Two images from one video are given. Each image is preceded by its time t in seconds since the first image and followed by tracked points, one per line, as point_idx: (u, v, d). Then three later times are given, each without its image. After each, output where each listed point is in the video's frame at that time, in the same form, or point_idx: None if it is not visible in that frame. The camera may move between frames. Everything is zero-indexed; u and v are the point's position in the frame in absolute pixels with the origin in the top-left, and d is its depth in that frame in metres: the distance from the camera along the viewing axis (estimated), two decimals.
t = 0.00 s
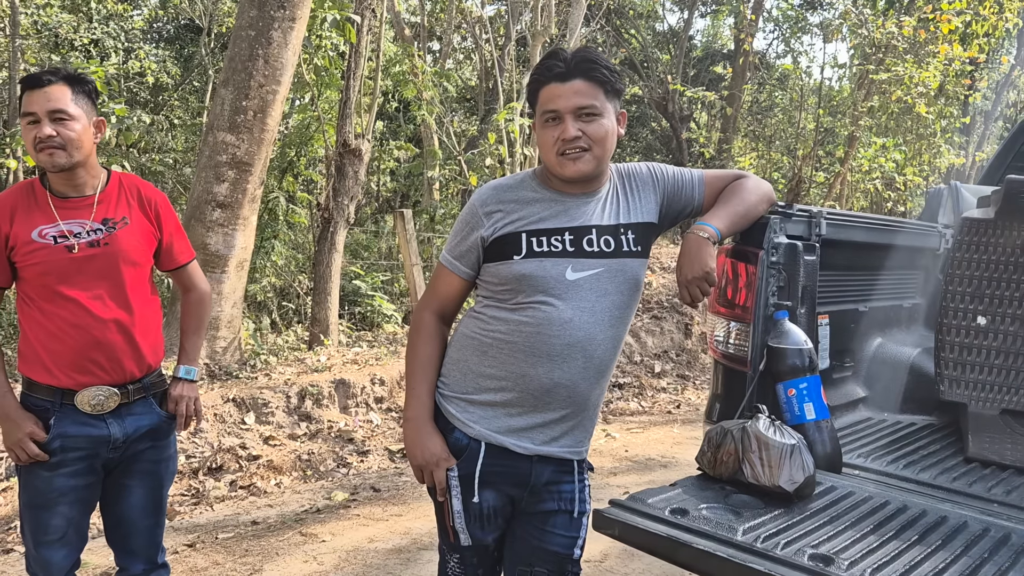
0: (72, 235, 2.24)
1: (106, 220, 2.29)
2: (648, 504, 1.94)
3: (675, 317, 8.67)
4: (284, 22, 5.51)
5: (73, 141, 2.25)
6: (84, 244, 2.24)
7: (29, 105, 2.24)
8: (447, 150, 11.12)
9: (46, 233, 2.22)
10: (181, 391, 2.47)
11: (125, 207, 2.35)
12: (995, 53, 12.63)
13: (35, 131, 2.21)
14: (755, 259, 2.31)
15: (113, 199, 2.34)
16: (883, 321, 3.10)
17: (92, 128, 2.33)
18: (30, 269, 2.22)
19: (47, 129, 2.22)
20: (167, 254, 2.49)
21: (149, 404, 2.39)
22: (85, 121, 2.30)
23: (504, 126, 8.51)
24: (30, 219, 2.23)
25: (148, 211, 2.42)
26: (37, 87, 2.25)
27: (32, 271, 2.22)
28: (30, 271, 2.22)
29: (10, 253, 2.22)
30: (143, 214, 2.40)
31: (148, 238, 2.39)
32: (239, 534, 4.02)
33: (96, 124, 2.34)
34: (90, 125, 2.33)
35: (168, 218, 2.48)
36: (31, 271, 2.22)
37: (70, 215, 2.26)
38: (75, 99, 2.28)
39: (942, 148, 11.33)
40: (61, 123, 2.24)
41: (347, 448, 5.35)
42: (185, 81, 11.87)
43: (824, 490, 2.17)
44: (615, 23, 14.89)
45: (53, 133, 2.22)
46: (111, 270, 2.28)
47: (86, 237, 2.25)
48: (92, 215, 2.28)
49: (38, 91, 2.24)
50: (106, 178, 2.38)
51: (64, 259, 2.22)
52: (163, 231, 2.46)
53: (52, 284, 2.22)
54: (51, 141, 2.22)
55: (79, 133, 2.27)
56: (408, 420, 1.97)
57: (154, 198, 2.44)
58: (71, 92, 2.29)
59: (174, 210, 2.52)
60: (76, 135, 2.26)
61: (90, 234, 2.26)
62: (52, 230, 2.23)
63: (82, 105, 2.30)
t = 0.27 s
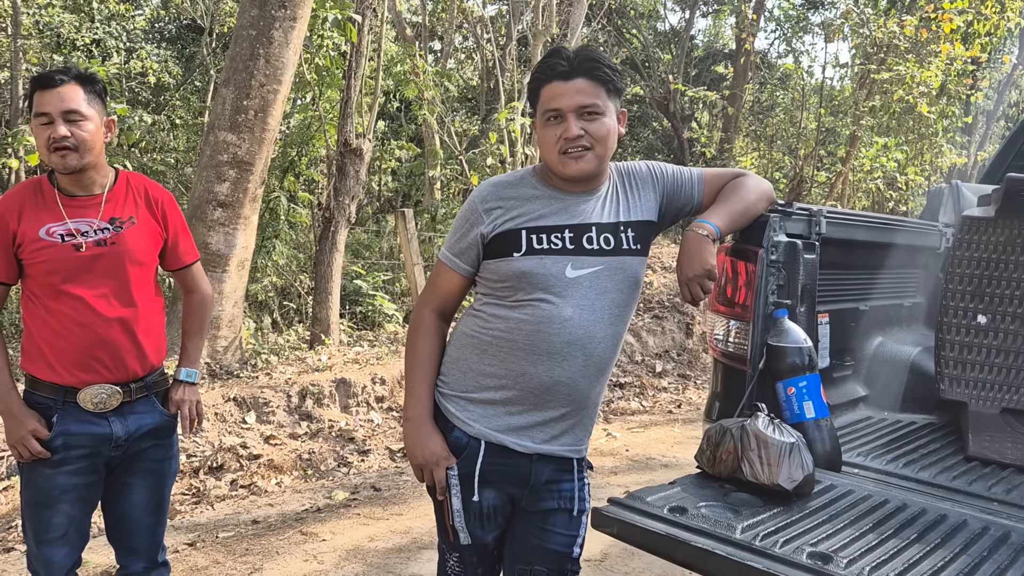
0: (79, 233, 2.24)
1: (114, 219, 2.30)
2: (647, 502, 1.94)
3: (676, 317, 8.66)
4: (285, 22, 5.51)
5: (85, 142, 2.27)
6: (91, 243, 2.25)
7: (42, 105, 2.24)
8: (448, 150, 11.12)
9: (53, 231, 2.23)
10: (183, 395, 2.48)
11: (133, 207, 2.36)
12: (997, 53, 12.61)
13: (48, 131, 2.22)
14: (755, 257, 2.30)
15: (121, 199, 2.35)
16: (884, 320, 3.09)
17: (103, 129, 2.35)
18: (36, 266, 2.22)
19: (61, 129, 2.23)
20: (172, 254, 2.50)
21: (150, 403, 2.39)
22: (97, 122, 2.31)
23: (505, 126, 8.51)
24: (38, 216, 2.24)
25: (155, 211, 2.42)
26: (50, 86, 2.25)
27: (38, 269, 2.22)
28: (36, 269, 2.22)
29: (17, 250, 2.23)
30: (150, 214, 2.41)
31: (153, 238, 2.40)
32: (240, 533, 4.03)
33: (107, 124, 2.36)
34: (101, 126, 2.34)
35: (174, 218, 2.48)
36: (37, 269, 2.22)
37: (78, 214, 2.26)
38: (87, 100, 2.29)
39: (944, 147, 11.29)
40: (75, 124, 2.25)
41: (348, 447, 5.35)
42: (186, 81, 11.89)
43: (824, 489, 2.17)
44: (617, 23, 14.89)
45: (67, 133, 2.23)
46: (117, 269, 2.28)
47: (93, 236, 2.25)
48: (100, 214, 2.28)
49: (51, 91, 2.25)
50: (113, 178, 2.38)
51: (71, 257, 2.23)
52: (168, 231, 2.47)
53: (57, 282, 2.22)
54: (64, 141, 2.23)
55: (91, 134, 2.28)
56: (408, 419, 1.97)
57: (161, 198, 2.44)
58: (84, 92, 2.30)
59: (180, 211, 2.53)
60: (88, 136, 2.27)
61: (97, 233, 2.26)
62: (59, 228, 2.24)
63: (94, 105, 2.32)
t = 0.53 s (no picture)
0: (80, 232, 2.24)
1: (115, 218, 2.29)
2: (644, 502, 1.93)
3: (678, 316, 8.65)
4: (285, 21, 5.51)
5: (87, 140, 2.27)
6: (91, 241, 2.24)
7: (44, 104, 2.24)
8: (450, 149, 11.12)
9: (53, 229, 2.22)
10: (180, 401, 2.47)
11: (134, 206, 2.35)
12: (1000, 52, 12.58)
13: (51, 128, 2.22)
14: (753, 255, 2.29)
15: (122, 197, 2.34)
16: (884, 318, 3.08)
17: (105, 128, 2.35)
18: (35, 265, 2.22)
19: (64, 127, 2.23)
20: (172, 253, 2.49)
21: (149, 403, 2.38)
22: (99, 120, 2.32)
23: (506, 125, 8.50)
24: (39, 214, 2.23)
25: (156, 210, 2.42)
26: (53, 85, 2.27)
27: (37, 268, 2.21)
28: (35, 267, 2.22)
29: (17, 248, 2.23)
30: (151, 213, 2.41)
31: (154, 237, 2.39)
32: (239, 532, 4.02)
33: (109, 123, 2.36)
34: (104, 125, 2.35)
35: (175, 218, 2.48)
36: (37, 267, 2.22)
37: (78, 212, 2.26)
38: (90, 98, 2.30)
39: (947, 146, 11.30)
40: (77, 123, 2.26)
41: (348, 447, 5.34)
42: (188, 80, 11.90)
43: (823, 488, 2.16)
44: (619, 22, 14.87)
45: (70, 132, 2.24)
46: (116, 268, 2.28)
47: (93, 235, 2.25)
48: (100, 213, 2.28)
49: (55, 90, 2.26)
50: (115, 176, 2.38)
51: (70, 256, 2.22)
52: (169, 231, 2.46)
53: (57, 280, 2.22)
54: (66, 139, 2.23)
55: (93, 133, 2.28)
56: (405, 417, 1.96)
57: (163, 197, 2.44)
58: (87, 91, 2.31)
59: (181, 210, 2.52)
60: (91, 134, 2.28)
61: (97, 232, 2.25)
62: (60, 227, 2.23)
63: (97, 104, 2.33)
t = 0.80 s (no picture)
0: (74, 229, 2.24)
1: (109, 215, 2.29)
2: (638, 499, 1.93)
3: (679, 316, 8.64)
4: (285, 20, 5.50)
5: (86, 138, 2.27)
6: (86, 238, 2.24)
7: (43, 102, 2.25)
8: (451, 149, 11.11)
9: (47, 226, 2.22)
10: (176, 402, 2.46)
11: (128, 203, 2.35)
12: (1002, 50, 12.55)
13: (50, 126, 2.22)
14: (749, 252, 2.29)
15: (117, 195, 2.34)
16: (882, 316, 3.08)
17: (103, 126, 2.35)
18: (30, 262, 2.22)
19: (64, 125, 2.23)
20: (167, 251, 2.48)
21: (144, 401, 2.38)
22: (98, 118, 2.32)
23: (506, 125, 8.49)
24: (33, 211, 2.23)
25: (151, 208, 2.42)
26: (52, 83, 2.27)
27: (32, 265, 2.22)
28: (30, 265, 2.22)
29: (12, 245, 2.23)
30: (146, 210, 2.41)
31: (149, 234, 2.39)
32: (237, 531, 4.02)
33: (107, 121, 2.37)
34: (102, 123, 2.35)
35: (170, 216, 2.48)
36: (32, 264, 2.22)
37: (73, 209, 2.26)
38: (89, 96, 2.31)
39: (948, 145, 11.26)
40: (76, 120, 2.26)
41: (347, 446, 5.34)
42: (190, 80, 11.92)
43: (818, 486, 2.16)
44: (620, 21, 14.86)
45: (69, 129, 2.24)
46: (111, 265, 2.28)
47: (88, 232, 2.25)
48: (95, 210, 2.28)
49: (54, 87, 2.26)
50: (111, 174, 2.38)
51: (65, 253, 2.22)
52: (164, 228, 2.46)
53: (51, 278, 2.22)
54: (65, 137, 2.23)
55: (91, 130, 2.29)
56: (399, 415, 1.96)
57: (158, 195, 2.44)
58: (85, 89, 2.31)
59: (177, 208, 2.52)
60: (90, 132, 2.28)
61: (92, 229, 2.25)
62: (54, 224, 2.23)
63: (95, 102, 2.33)
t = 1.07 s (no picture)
0: (74, 228, 2.25)
1: (108, 214, 2.30)
2: (637, 498, 1.94)
3: (680, 315, 8.64)
4: (286, 19, 5.51)
5: (87, 137, 2.28)
6: (86, 238, 2.25)
7: (43, 101, 2.25)
8: (452, 148, 11.12)
9: (47, 226, 2.23)
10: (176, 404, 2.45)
11: (128, 202, 2.35)
12: (1004, 49, 12.53)
13: (51, 126, 2.23)
14: (748, 252, 2.29)
15: (116, 194, 2.35)
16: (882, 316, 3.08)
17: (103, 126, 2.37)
18: (30, 262, 2.23)
19: (65, 125, 2.24)
20: (166, 251, 2.49)
21: (144, 401, 2.39)
22: (98, 118, 2.33)
23: (508, 124, 8.49)
24: (33, 211, 2.24)
25: (151, 207, 2.42)
26: (53, 82, 2.27)
27: (32, 265, 2.23)
28: (30, 264, 2.23)
29: (12, 244, 2.23)
30: (146, 209, 2.41)
31: (149, 234, 2.39)
32: (238, 530, 4.03)
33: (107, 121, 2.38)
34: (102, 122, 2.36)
35: (170, 215, 2.48)
36: (31, 264, 2.23)
37: (72, 209, 2.27)
38: (89, 96, 2.32)
39: (950, 145, 11.22)
40: (77, 120, 2.27)
41: (349, 445, 5.34)
42: (192, 79, 11.94)
43: (817, 485, 2.16)
44: (622, 20, 14.84)
45: (70, 129, 2.25)
46: (111, 265, 2.28)
47: (87, 231, 2.26)
48: (94, 209, 2.28)
49: (54, 87, 2.27)
50: (110, 173, 2.39)
51: (65, 253, 2.23)
52: (164, 228, 2.46)
53: (51, 277, 2.23)
54: (66, 137, 2.24)
55: (92, 130, 2.30)
56: (399, 415, 1.96)
57: (157, 194, 2.45)
58: (86, 89, 2.32)
59: (176, 208, 2.52)
60: (90, 132, 2.29)
61: (92, 229, 2.26)
62: (54, 224, 2.24)
63: (96, 102, 2.34)
